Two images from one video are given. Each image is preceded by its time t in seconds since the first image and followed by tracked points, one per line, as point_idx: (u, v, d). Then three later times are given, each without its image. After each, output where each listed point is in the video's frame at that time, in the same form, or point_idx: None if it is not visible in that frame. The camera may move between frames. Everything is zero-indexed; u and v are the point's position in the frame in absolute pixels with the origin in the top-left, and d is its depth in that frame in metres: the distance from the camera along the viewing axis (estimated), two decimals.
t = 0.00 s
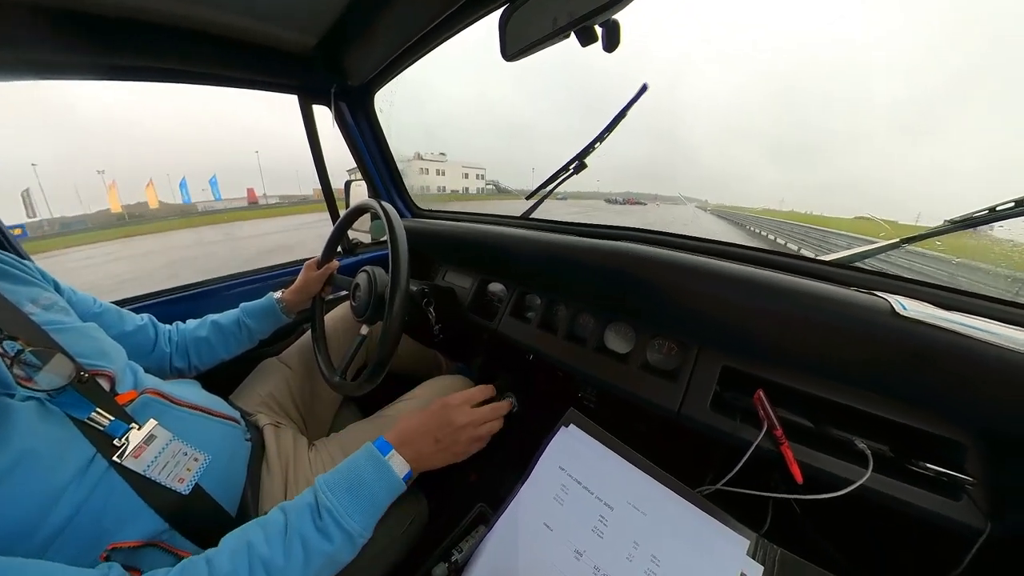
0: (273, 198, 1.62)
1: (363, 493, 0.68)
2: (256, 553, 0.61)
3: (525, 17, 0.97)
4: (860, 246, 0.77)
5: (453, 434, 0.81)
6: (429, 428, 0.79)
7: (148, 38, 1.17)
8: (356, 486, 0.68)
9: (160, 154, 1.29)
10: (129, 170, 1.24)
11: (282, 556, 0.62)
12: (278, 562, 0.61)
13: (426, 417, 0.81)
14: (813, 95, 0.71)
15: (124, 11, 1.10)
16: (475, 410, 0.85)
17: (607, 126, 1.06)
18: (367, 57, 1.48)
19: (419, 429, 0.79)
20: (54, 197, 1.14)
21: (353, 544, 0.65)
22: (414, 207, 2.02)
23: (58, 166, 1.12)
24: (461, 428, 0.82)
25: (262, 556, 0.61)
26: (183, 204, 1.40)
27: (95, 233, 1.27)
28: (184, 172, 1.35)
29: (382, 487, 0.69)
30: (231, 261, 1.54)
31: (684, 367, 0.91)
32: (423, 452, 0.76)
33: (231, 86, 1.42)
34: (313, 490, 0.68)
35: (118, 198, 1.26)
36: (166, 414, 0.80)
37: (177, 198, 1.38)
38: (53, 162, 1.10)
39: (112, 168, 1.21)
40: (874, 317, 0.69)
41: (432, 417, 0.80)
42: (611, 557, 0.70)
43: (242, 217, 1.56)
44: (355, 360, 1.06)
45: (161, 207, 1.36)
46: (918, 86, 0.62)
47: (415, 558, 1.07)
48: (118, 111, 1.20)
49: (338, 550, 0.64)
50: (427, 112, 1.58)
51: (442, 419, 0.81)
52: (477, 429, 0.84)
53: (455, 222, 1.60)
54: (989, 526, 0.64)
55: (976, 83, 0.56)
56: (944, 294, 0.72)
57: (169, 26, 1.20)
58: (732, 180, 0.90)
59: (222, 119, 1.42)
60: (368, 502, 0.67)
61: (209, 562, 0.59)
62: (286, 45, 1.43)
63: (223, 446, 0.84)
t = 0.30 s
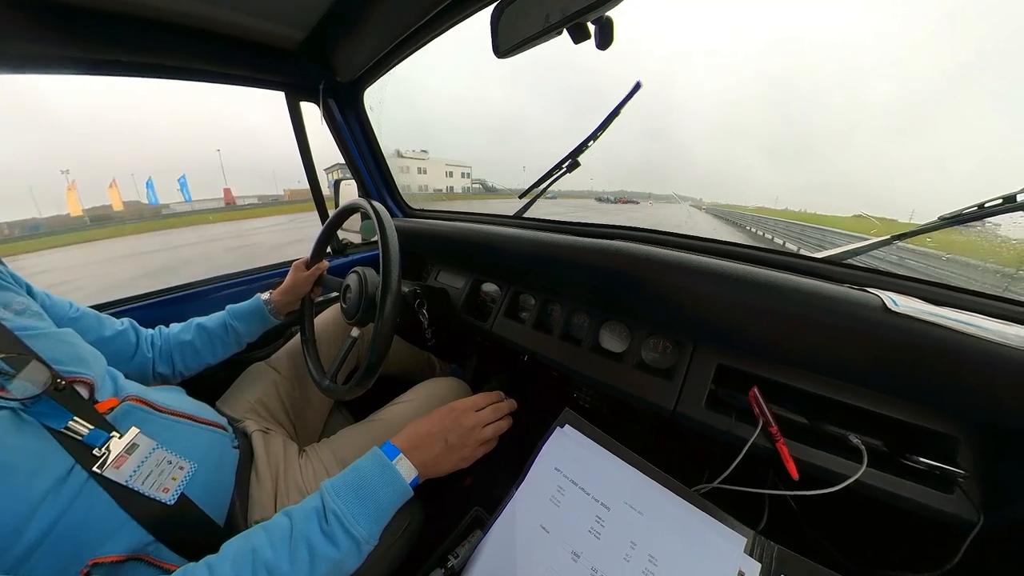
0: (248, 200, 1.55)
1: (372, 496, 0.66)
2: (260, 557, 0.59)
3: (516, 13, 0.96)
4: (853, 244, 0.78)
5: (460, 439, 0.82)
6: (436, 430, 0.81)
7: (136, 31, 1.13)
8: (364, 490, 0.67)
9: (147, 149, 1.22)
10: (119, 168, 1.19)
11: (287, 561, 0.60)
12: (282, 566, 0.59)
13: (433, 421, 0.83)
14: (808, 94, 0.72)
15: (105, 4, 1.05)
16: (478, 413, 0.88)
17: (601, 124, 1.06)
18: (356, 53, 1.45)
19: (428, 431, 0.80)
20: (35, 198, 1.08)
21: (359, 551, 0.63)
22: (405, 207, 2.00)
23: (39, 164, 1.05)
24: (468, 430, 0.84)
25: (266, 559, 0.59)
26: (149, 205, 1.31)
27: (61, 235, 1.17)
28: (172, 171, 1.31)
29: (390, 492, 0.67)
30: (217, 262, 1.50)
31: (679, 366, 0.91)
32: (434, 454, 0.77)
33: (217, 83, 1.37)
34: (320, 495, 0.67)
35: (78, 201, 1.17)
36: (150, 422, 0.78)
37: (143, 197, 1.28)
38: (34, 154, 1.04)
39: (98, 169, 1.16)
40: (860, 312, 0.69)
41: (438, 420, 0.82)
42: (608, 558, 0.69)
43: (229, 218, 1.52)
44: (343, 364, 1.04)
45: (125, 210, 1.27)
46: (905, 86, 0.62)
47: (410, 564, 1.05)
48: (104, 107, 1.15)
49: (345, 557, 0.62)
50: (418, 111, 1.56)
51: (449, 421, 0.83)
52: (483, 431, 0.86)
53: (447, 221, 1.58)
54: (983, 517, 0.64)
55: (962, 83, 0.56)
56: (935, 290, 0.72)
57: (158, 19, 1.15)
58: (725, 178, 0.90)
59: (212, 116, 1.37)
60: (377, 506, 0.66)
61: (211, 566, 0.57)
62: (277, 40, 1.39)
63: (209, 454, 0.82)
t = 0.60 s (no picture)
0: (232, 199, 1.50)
1: (367, 498, 0.65)
2: (252, 563, 0.58)
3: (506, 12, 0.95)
4: (843, 241, 0.79)
5: (456, 438, 0.81)
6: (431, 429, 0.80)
7: (113, 25, 1.09)
8: (358, 492, 0.65)
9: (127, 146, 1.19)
10: (98, 165, 1.16)
11: (280, 566, 0.58)
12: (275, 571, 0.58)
13: (429, 419, 0.82)
14: (802, 93, 0.73)
15: None
16: (476, 413, 0.87)
17: (594, 122, 1.06)
18: (345, 50, 1.43)
19: (423, 429, 0.79)
20: (12, 197, 1.04)
21: (354, 554, 0.62)
22: (397, 207, 1.97)
23: (12, 162, 1.02)
24: (464, 429, 0.83)
25: (258, 565, 0.57)
26: (113, 206, 1.25)
27: (31, 237, 1.10)
28: (156, 170, 1.28)
29: (385, 493, 0.66)
30: (204, 264, 1.46)
31: (673, 364, 0.91)
32: (429, 453, 0.76)
33: (201, 79, 1.33)
34: (312, 498, 0.66)
35: (35, 205, 1.09)
36: (134, 430, 0.75)
37: (107, 199, 1.22)
38: (3, 150, 0.99)
39: (76, 167, 1.12)
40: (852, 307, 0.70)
41: (434, 419, 0.81)
42: (605, 558, 0.68)
43: (214, 219, 1.48)
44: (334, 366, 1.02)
45: (87, 212, 1.20)
46: (900, 84, 0.63)
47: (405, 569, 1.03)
48: (81, 103, 1.10)
49: (340, 560, 0.61)
50: (408, 109, 1.54)
51: (445, 421, 0.82)
52: (479, 431, 0.85)
53: (439, 221, 1.57)
54: (973, 509, 0.65)
55: (957, 82, 0.58)
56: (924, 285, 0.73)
57: (137, 13, 1.12)
58: (718, 176, 0.91)
59: (197, 112, 1.33)
60: (371, 508, 0.65)
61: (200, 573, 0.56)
62: (262, 35, 1.36)
63: (197, 461, 0.80)
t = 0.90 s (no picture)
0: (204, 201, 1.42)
1: (382, 496, 0.63)
2: (263, 560, 0.56)
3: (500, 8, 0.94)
4: (836, 238, 0.79)
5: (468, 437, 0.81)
6: (446, 428, 0.79)
7: (94, 17, 1.04)
8: (374, 489, 0.63)
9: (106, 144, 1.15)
10: (79, 164, 1.11)
11: (292, 563, 0.57)
12: (286, 569, 0.56)
13: (443, 418, 0.81)
14: (802, 90, 0.73)
15: None
16: (488, 410, 0.87)
17: (587, 120, 1.05)
18: (333, 46, 1.40)
19: (438, 428, 0.78)
20: None
21: (367, 554, 0.60)
22: (388, 206, 1.92)
23: None
24: (477, 426, 0.83)
25: (270, 562, 0.56)
26: (75, 209, 1.16)
27: None
28: (138, 170, 1.23)
29: (400, 492, 0.64)
30: (188, 267, 1.41)
31: (669, 362, 0.91)
32: (443, 453, 0.75)
33: (184, 75, 1.29)
34: (326, 493, 0.64)
35: None
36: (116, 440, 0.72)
37: (67, 201, 1.13)
38: None
39: (53, 165, 1.07)
40: (845, 303, 0.70)
41: (449, 417, 0.81)
42: (603, 559, 0.67)
43: (199, 219, 1.43)
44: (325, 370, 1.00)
45: (44, 215, 1.11)
46: (899, 83, 0.64)
47: None
48: (58, 99, 1.05)
49: (353, 558, 0.59)
50: (399, 107, 1.52)
51: (460, 419, 0.81)
52: (491, 429, 0.85)
53: (431, 220, 1.55)
54: (967, 500, 0.66)
55: (953, 79, 0.59)
56: (914, 280, 0.74)
57: (122, 6, 1.08)
58: (713, 174, 0.91)
59: (181, 109, 1.28)
60: (387, 507, 0.63)
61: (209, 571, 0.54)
62: (247, 30, 1.32)
63: (183, 472, 0.77)
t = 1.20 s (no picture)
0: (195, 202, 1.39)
1: (405, 519, 0.64)
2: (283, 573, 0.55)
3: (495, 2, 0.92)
4: (830, 236, 0.80)
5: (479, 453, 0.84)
6: (458, 452, 0.80)
7: (80, 9, 1.00)
8: (398, 512, 0.64)
9: (86, 139, 1.10)
10: (54, 162, 1.05)
11: None
12: None
13: (449, 444, 0.81)
14: (799, 87, 0.73)
15: None
16: (482, 421, 0.89)
17: (581, 118, 1.04)
18: (322, 42, 1.37)
19: (450, 455, 0.79)
20: None
21: None
22: (380, 206, 1.90)
23: None
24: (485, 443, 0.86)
25: None
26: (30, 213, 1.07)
27: None
28: (120, 168, 1.18)
29: (422, 518, 0.65)
30: (171, 268, 1.36)
31: (666, 361, 0.90)
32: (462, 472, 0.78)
33: (167, 69, 1.24)
34: (349, 510, 0.63)
35: None
36: (92, 451, 0.69)
37: (21, 204, 1.04)
38: None
39: (26, 163, 1.01)
40: (839, 301, 0.70)
41: (456, 442, 0.81)
42: (603, 562, 0.66)
43: (182, 219, 1.38)
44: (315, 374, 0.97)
45: None
46: (898, 80, 0.64)
47: None
48: (35, 94, 1.01)
49: None
50: (390, 105, 1.50)
51: (465, 440, 0.83)
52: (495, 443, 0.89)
53: (423, 220, 1.53)
54: (963, 494, 0.67)
55: (945, 77, 0.59)
56: (907, 279, 0.75)
57: None
58: (708, 172, 0.91)
59: (163, 106, 1.23)
60: (409, 531, 0.63)
61: None
62: (237, 25, 1.29)
63: (163, 484, 0.74)
